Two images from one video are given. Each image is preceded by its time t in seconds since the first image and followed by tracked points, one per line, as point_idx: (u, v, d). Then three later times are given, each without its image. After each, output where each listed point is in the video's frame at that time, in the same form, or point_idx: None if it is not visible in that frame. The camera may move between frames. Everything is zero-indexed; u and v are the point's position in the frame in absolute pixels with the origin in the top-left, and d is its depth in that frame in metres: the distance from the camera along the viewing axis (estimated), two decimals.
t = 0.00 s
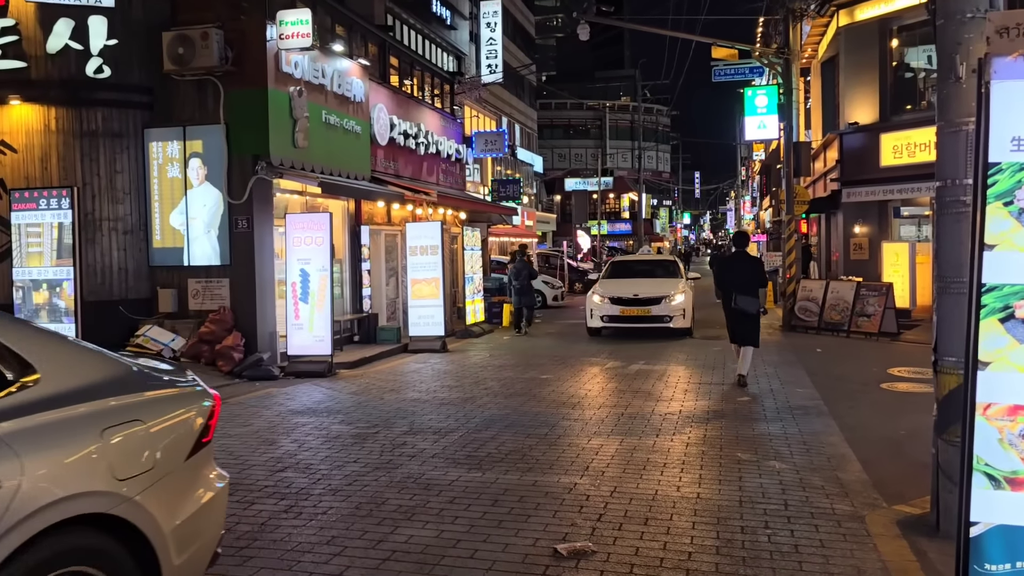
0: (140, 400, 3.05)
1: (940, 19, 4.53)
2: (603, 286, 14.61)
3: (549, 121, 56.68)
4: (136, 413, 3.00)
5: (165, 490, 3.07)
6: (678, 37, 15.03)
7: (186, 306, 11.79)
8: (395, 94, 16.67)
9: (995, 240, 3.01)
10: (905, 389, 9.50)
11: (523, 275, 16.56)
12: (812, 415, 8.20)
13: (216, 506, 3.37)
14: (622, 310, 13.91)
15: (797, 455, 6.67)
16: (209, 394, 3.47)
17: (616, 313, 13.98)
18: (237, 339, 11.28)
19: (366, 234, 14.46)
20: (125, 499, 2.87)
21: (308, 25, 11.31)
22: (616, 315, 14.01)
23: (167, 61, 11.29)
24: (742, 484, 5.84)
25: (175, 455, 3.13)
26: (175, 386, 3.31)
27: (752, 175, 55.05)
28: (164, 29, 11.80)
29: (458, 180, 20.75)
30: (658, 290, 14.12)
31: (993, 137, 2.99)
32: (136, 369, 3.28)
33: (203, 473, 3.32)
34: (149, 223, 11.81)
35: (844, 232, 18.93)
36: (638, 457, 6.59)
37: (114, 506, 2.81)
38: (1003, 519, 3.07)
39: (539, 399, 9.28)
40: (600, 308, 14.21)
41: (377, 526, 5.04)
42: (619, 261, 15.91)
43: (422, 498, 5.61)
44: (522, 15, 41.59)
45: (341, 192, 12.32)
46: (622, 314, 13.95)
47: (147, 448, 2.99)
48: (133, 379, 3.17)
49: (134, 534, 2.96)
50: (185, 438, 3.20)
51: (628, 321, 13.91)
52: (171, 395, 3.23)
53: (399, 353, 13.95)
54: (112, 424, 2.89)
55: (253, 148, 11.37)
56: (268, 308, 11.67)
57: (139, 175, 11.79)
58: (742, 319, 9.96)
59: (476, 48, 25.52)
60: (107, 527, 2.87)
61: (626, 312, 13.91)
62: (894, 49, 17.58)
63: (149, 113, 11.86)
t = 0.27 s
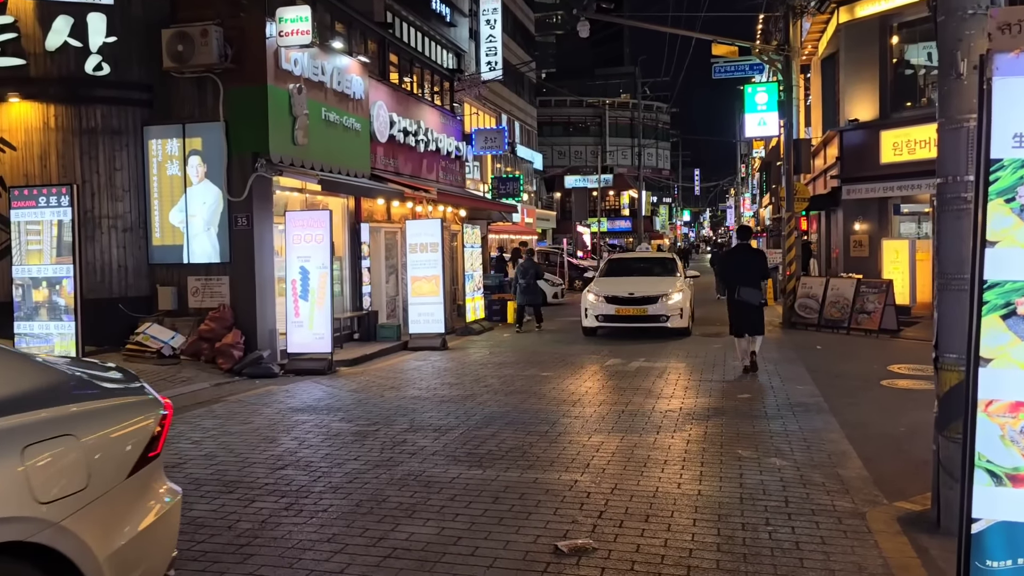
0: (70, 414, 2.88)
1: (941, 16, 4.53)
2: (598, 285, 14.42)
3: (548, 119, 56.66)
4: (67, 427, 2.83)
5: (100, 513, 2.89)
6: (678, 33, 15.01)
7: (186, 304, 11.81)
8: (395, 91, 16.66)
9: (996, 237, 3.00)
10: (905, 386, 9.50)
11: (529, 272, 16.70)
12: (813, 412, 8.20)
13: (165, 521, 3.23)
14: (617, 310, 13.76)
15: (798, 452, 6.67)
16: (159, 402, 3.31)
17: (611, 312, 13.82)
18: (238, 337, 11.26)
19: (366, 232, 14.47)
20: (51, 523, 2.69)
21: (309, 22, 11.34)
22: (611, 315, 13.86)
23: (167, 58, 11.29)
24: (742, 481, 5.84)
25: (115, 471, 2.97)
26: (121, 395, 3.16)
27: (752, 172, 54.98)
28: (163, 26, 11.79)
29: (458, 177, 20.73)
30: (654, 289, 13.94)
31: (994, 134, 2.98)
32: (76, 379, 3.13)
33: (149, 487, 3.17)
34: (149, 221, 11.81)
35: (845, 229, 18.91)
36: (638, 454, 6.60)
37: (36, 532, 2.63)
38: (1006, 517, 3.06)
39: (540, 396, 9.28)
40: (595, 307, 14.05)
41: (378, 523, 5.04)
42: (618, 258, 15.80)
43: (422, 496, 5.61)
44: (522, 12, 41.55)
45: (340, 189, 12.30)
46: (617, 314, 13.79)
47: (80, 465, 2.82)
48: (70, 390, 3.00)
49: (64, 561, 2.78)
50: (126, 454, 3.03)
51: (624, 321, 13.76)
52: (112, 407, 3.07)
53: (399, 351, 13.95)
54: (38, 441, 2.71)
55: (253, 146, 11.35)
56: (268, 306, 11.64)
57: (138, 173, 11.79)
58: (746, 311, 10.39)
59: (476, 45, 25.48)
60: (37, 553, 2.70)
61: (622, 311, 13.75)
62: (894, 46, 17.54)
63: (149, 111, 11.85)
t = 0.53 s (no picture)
0: None
1: (935, 13, 4.53)
2: (588, 284, 14.24)
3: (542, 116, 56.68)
4: None
5: (13, 540, 2.56)
6: (671, 31, 15.01)
7: (180, 303, 11.76)
8: (389, 89, 16.62)
9: (992, 233, 3.02)
10: (899, 383, 9.53)
11: (531, 268, 17.07)
12: (807, 409, 8.22)
13: (104, 544, 2.91)
14: (606, 309, 13.57)
15: (793, 448, 6.69)
16: (93, 415, 3.03)
17: (600, 312, 13.63)
18: (232, 335, 11.23)
19: (361, 230, 14.46)
20: None
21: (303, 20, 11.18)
22: (600, 314, 13.66)
23: (161, 56, 11.24)
24: (737, 477, 5.86)
25: (36, 491, 2.67)
26: (48, 408, 2.90)
27: (746, 169, 55.03)
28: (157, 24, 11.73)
29: (452, 175, 20.70)
30: (644, 288, 13.74)
31: (989, 131, 2.99)
32: None
33: (84, 504, 2.88)
34: (143, 220, 11.76)
35: (839, 227, 18.95)
36: (633, 452, 6.61)
37: None
38: (1002, 513, 3.07)
39: (535, 394, 9.28)
40: (583, 306, 13.86)
41: (374, 521, 5.03)
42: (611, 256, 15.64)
43: (419, 493, 5.61)
44: (516, 9, 41.52)
45: (335, 187, 12.25)
46: (606, 313, 13.60)
47: None
48: None
49: None
50: (48, 474, 2.72)
51: (613, 320, 13.57)
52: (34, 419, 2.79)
53: (394, 349, 13.93)
54: None
55: (247, 144, 11.31)
56: (263, 305, 11.61)
57: (133, 171, 11.76)
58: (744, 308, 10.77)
59: (470, 42, 25.42)
60: None
61: (611, 311, 13.56)
62: (887, 43, 17.57)
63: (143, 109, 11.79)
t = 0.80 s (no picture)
0: None
1: (923, 11, 4.56)
2: (571, 283, 13.83)
3: (530, 115, 56.71)
4: None
5: None
6: (660, 29, 15.04)
7: (167, 301, 11.67)
8: (377, 87, 16.56)
9: (978, 230, 3.04)
10: (886, 379, 9.61)
11: (524, 267, 17.25)
12: (795, 406, 8.26)
13: None
14: (588, 309, 13.18)
15: (781, 445, 6.72)
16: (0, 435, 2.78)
17: (581, 312, 13.24)
18: (220, 333, 11.17)
19: (349, 228, 14.42)
20: None
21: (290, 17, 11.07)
22: (581, 315, 13.27)
23: (146, 53, 11.13)
24: (726, 474, 5.88)
25: None
26: None
27: (733, 167, 55.25)
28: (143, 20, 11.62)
29: (440, 173, 20.66)
30: (627, 287, 13.36)
31: (976, 128, 3.01)
32: None
33: None
34: (129, 218, 11.66)
35: (825, 224, 19.06)
36: (623, 449, 6.62)
37: None
38: (989, 508, 3.10)
39: (525, 392, 9.28)
40: (564, 307, 13.46)
41: (364, 520, 5.01)
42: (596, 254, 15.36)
43: (408, 492, 5.59)
44: (504, 7, 41.49)
45: (323, 185, 12.19)
46: (588, 314, 13.19)
47: None
48: None
49: None
50: None
51: (594, 321, 13.17)
52: None
53: (383, 348, 13.89)
54: None
55: (234, 142, 11.23)
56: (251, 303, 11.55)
57: (119, 169, 11.66)
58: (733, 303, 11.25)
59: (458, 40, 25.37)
60: None
61: (593, 311, 13.17)
62: (874, 42, 17.69)
63: (129, 107, 11.69)
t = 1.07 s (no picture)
0: None
1: (899, 11, 4.60)
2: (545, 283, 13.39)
3: (511, 113, 56.69)
4: None
5: None
6: (640, 27, 15.08)
7: (145, 300, 11.51)
8: (357, 84, 16.45)
9: (954, 227, 3.06)
10: (864, 376, 9.71)
11: (508, 264, 17.36)
12: (774, 403, 8.33)
13: None
14: (561, 310, 12.70)
15: (760, 441, 6.76)
16: None
17: (554, 312, 12.77)
18: (199, 332, 11.04)
19: (329, 227, 14.32)
20: None
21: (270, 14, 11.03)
22: (554, 315, 12.77)
23: (123, 49, 10.96)
24: (706, 470, 5.91)
25: None
26: None
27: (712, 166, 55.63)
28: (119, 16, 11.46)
29: (421, 171, 20.58)
30: (602, 286, 12.90)
31: (953, 126, 3.04)
32: None
33: None
34: (106, 216, 11.49)
35: (804, 222, 19.22)
36: (604, 446, 6.63)
37: None
38: (965, 502, 3.13)
39: (507, 389, 9.27)
40: (536, 307, 12.96)
41: (345, 519, 4.97)
42: (572, 252, 14.94)
43: (389, 490, 5.55)
44: (484, 5, 41.41)
45: (303, 183, 12.08)
46: (561, 315, 12.74)
47: None
48: None
49: None
50: None
51: (567, 322, 12.69)
52: None
53: (363, 346, 13.81)
54: None
55: (212, 139, 11.09)
56: (230, 302, 11.43)
57: (95, 167, 11.48)
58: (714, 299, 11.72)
59: (439, 38, 25.27)
60: None
61: (566, 312, 12.68)
62: (851, 41, 17.85)
63: (106, 103, 11.51)
